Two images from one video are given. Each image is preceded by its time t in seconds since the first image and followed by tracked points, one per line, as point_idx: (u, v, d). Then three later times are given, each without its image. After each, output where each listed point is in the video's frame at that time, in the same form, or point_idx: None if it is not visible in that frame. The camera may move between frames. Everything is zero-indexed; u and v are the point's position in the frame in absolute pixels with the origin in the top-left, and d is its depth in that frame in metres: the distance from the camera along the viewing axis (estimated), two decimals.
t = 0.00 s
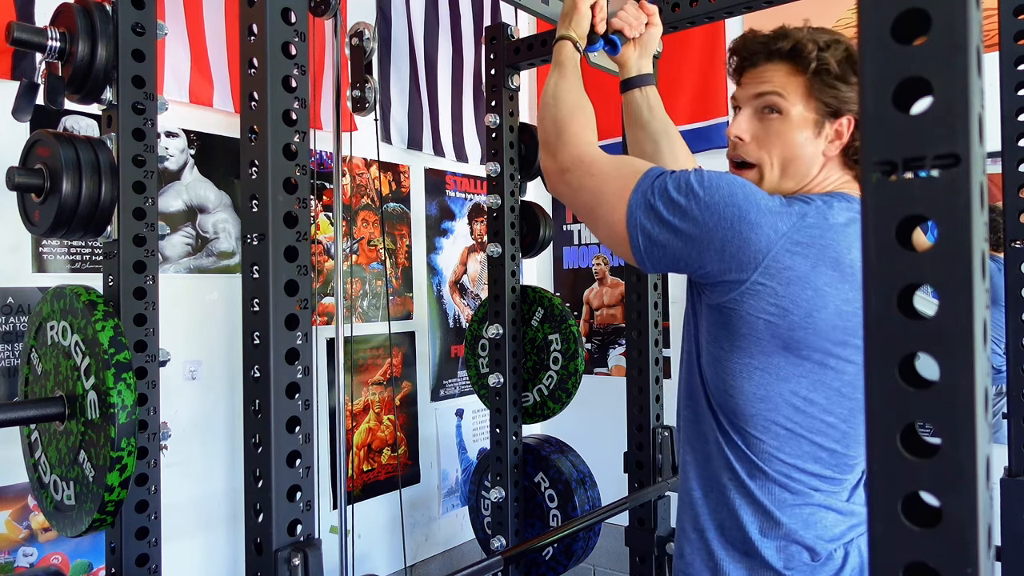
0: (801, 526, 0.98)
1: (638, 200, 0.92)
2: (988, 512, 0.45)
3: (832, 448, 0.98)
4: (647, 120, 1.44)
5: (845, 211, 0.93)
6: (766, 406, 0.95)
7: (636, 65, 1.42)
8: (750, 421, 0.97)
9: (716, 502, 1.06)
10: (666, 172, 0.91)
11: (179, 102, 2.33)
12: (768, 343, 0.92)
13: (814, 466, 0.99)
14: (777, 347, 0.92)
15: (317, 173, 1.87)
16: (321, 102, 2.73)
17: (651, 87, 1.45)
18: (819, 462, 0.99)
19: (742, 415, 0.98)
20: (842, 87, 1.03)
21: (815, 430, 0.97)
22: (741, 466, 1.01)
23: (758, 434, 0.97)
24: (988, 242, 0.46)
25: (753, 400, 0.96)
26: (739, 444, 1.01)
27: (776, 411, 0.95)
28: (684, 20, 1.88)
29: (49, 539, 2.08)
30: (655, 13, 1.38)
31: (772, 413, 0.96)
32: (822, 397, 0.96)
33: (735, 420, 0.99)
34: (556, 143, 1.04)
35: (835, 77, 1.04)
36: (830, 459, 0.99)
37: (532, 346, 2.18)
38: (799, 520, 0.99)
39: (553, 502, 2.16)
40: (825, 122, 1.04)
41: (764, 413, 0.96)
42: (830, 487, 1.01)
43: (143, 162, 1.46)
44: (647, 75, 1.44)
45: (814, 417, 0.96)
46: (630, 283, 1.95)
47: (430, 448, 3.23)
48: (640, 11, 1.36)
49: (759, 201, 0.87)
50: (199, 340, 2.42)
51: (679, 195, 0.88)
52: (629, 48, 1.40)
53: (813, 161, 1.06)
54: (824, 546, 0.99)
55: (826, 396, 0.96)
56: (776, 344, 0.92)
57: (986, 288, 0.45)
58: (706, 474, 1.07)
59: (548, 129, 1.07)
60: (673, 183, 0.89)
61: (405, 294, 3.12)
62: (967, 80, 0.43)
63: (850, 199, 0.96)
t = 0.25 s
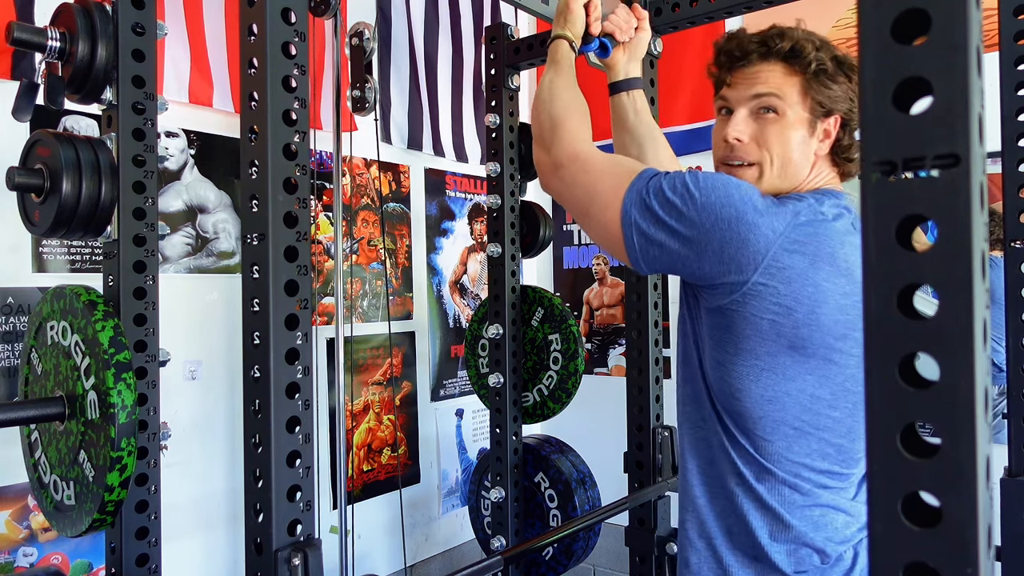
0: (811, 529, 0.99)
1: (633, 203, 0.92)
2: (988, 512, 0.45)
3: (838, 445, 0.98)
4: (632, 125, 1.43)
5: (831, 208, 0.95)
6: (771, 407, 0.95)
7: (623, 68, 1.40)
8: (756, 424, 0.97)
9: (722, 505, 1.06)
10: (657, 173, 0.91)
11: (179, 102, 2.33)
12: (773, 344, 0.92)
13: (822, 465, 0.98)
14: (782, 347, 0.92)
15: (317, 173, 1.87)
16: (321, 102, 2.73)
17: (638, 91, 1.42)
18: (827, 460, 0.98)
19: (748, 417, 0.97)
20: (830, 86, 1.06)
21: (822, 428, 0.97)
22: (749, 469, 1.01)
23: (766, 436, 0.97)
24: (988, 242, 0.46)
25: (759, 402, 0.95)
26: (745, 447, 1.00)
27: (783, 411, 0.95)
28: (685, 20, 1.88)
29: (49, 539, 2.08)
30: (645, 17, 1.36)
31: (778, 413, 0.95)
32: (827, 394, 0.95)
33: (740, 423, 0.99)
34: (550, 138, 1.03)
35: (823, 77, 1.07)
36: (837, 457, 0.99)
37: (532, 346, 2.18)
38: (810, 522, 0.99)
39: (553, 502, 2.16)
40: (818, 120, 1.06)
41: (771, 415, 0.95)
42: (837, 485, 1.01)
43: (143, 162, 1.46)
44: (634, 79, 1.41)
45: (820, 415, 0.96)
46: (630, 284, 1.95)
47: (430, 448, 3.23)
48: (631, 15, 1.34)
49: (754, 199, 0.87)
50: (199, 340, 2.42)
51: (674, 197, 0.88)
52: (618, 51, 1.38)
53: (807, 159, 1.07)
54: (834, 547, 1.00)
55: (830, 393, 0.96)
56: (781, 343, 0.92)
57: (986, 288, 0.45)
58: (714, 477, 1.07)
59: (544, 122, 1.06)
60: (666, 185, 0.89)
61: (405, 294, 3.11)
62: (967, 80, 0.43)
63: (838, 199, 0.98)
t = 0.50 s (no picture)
0: (809, 528, 0.99)
1: (629, 204, 0.92)
2: (988, 512, 0.45)
3: (834, 445, 0.98)
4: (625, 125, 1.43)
5: (825, 206, 0.95)
6: (767, 406, 0.95)
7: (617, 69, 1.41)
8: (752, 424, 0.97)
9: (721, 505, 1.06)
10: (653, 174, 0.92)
11: (179, 102, 2.33)
12: (770, 343, 0.92)
13: (818, 466, 0.98)
14: (779, 347, 0.92)
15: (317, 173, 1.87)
16: (321, 102, 2.73)
17: (632, 92, 1.44)
18: (824, 460, 0.98)
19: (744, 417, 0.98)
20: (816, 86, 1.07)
21: (819, 427, 0.96)
22: (746, 470, 1.01)
23: (763, 435, 0.97)
24: (988, 242, 0.46)
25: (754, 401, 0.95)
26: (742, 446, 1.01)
27: (782, 411, 0.95)
28: (684, 20, 1.88)
29: (49, 539, 2.08)
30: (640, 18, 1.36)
31: (775, 412, 0.95)
32: (824, 393, 0.95)
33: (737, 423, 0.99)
34: (546, 138, 1.03)
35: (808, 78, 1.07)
36: (833, 457, 0.99)
37: (532, 346, 2.18)
38: (807, 522, 0.99)
39: (553, 502, 2.16)
40: (807, 120, 1.07)
41: (767, 415, 0.95)
42: (834, 485, 1.01)
43: (143, 162, 1.46)
44: (628, 80, 1.43)
45: (817, 415, 0.96)
46: (631, 283, 1.95)
47: (430, 448, 3.23)
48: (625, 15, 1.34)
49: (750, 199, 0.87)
50: (199, 340, 2.42)
51: (670, 198, 0.88)
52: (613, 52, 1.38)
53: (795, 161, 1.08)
54: (831, 548, 1.00)
55: (826, 392, 0.96)
56: (778, 342, 0.92)
57: (986, 288, 0.45)
58: (713, 478, 1.06)
59: (539, 122, 1.05)
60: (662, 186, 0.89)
61: (405, 294, 3.11)
62: (967, 80, 0.43)
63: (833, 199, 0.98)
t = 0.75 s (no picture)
0: (807, 523, 0.98)
1: (629, 194, 0.92)
2: (988, 512, 0.45)
3: (831, 442, 0.98)
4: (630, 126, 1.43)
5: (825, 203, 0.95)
6: (762, 400, 0.95)
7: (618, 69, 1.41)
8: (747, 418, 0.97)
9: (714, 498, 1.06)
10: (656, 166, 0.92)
11: (179, 102, 2.33)
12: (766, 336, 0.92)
13: (814, 462, 0.98)
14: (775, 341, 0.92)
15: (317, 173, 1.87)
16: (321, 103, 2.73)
17: (637, 92, 1.44)
18: (820, 457, 0.98)
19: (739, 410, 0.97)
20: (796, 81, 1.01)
21: (814, 424, 0.96)
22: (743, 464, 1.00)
23: (758, 430, 0.97)
24: (988, 242, 0.46)
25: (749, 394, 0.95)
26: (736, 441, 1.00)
27: (777, 405, 0.95)
28: (685, 20, 1.88)
29: (49, 539, 2.08)
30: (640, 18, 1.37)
31: (770, 406, 0.95)
32: (819, 389, 0.95)
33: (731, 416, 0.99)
34: (545, 138, 1.03)
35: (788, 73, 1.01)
36: (830, 454, 0.98)
37: (532, 346, 2.18)
38: (804, 516, 0.98)
39: (553, 502, 2.16)
40: (781, 118, 1.01)
41: (761, 409, 0.95)
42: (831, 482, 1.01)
43: (143, 162, 1.46)
44: (630, 80, 1.43)
45: (812, 410, 0.96)
46: (631, 283, 1.95)
47: (430, 448, 3.22)
48: (623, 14, 1.35)
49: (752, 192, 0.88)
50: (199, 340, 2.42)
51: (671, 186, 0.89)
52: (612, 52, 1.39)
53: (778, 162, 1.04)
54: (830, 544, 0.99)
55: (824, 390, 0.96)
56: (774, 335, 0.92)
57: (986, 288, 0.45)
58: (707, 473, 1.06)
59: (538, 123, 1.05)
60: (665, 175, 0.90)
61: (405, 294, 3.11)
62: (967, 80, 0.43)
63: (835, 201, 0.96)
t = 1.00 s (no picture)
0: (825, 519, 0.97)
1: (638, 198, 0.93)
2: (988, 512, 0.45)
3: (845, 437, 0.97)
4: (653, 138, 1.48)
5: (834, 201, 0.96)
6: (771, 398, 0.95)
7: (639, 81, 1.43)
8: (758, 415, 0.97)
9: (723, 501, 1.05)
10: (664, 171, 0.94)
11: (179, 102, 2.33)
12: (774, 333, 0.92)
13: (828, 459, 0.97)
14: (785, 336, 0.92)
15: (317, 173, 1.87)
16: (321, 102, 2.73)
17: (659, 103, 1.47)
18: (834, 454, 0.97)
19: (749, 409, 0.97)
20: (737, 83, 1.10)
21: (824, 421, 0.96)
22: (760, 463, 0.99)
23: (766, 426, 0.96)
24: (988, 242, 0.46)
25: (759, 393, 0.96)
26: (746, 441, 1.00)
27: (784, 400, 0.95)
28: (685, 20, 1.88)
29: (49, 539, 2.08)
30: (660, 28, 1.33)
31: (781, 403, 0.95)
32: (828, 386, 0.95)
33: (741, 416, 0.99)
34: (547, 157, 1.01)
35: (730, 79, 1.11)
36: (845, 450, 0.97)
37: (532, 346, 2.18)
38: (823, 511, 0.97)
39: (553, 502, 2.16)
40: (738, 123, 1.11)
41: (768, 405, 0.95)
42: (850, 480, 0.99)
43: (143, 162, 1.46)
44: (652, 92, 1.45)
45: (822, 406, 0.95)
46: (631, 283, 1.95)
47: (430, 448, 3.22)
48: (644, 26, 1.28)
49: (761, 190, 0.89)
50: (199, 340, 2.42)
51: (680, 186, 0.90)
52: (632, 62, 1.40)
53: (746, 162, 1.13)
54: (851, 540, 0.97)
55: (835, 388, 0.96)
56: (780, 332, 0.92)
57: (987, 288, 0.45)
58: (721, 476, 1.04)
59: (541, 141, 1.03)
60: (673, 177, 0.92)
61: (405, 294, 3.11)
62: (967, 80, 0.42)
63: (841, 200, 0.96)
